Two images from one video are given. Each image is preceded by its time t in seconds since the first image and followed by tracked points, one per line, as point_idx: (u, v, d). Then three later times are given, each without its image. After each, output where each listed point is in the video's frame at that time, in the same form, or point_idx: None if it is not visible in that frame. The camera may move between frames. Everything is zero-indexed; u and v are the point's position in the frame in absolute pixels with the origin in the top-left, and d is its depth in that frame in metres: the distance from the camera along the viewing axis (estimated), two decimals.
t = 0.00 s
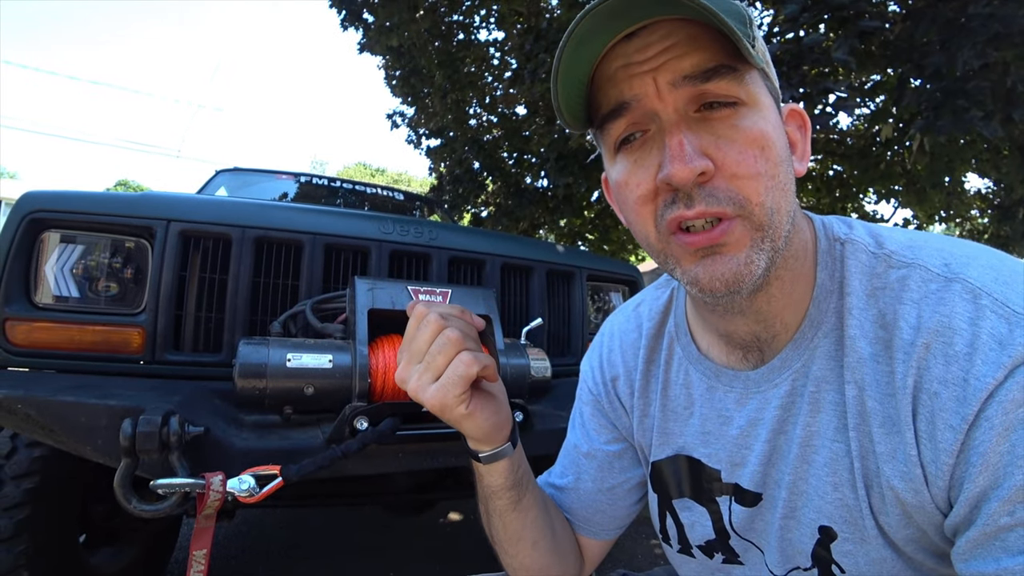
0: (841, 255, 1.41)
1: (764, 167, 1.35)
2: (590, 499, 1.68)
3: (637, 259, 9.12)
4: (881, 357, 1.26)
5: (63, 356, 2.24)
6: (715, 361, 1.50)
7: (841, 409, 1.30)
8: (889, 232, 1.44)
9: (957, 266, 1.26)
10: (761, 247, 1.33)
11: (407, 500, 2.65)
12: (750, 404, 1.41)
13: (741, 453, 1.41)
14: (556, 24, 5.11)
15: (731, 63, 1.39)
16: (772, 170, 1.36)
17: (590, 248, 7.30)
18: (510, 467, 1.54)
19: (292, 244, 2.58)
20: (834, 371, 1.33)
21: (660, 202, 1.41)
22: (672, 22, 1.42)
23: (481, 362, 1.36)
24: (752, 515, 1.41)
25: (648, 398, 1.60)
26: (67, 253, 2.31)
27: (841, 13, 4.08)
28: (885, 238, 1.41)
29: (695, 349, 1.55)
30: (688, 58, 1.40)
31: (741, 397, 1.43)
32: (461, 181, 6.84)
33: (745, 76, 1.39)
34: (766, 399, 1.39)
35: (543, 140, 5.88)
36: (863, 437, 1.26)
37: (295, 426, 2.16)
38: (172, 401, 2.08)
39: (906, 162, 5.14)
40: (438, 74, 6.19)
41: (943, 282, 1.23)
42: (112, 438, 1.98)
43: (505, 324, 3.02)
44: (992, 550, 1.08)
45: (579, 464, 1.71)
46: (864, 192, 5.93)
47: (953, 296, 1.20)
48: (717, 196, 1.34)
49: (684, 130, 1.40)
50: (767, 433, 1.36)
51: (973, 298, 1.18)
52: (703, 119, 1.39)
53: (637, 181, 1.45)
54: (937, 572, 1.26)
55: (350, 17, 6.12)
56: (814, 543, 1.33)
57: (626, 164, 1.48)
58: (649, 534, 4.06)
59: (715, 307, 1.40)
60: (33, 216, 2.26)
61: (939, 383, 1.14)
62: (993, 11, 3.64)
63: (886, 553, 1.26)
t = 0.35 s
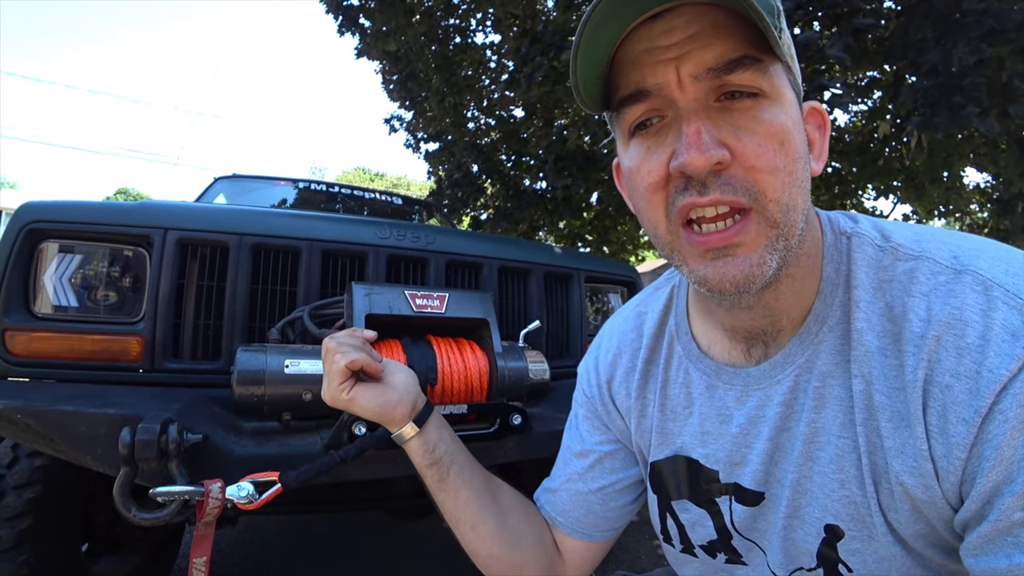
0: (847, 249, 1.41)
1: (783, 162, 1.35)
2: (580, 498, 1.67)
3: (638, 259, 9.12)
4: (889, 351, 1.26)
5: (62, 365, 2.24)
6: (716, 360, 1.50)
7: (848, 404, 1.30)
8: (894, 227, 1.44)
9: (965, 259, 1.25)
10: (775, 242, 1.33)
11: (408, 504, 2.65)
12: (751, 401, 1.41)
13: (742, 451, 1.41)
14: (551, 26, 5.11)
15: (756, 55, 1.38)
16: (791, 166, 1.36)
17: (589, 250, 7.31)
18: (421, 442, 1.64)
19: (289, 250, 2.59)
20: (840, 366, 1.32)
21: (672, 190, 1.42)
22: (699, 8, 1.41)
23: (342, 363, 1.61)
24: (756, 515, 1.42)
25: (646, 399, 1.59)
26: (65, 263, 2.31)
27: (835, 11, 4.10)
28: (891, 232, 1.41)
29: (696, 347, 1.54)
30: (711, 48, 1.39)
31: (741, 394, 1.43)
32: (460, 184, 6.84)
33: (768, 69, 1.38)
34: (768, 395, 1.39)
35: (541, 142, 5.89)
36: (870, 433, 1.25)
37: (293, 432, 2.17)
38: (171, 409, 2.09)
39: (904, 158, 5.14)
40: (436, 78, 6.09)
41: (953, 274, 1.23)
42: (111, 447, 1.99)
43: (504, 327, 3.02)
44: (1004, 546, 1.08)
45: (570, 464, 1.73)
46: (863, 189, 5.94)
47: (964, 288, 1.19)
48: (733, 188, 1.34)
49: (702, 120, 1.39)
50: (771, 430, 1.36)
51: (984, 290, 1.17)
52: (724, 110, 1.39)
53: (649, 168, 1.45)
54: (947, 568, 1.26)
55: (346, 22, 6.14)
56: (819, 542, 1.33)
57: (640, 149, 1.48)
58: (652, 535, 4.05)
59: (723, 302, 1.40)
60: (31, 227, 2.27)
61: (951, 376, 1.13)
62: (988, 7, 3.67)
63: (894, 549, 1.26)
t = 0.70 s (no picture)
0: (842, 255, 1.42)
1: (781, 173, 1.36)
2: (581, 503, 1.68)
3: (637, 261, 9.14)
4: (883, 357, 1.27)
5: (61, 369, 2.25)
6: (712, 364, 1.51)
7: (843, 410, 1.31)
8: (889, 233, 1.45)
9: (958, 265, 1.26)
10: (770, 249, 1.35)
11: (407, 507, 2.66)
12: (748, 406, 1.42)
13: (740, 456, 1.41)
14: (549, 30, 5.13)
15: (754, 66, 1.40)
16: (788, 176, 1.37)
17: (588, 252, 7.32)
18: (460, 439, 1.61)
19: (288, 254, 2.60)
20: (836, 371, 1.33)
21: (670, 202, 1.43)
22: (697, 19, 1.43)
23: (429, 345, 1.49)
24: (753, 519, 1.43)
25: (644, 404, 1.60)
26: (65, 268, 2.33)
27: (832, 13, 4.12)
28: (885, 239, 1.42)
29: (693, 353, 1.55)
30: (709, 60, 1.41)
31: (739, 400, 1.44)
32: (459, 188, 6.85)
33: (766, 81, 1.40)
34: (765, 400, 1.39)
35: (540, 145, 5.91)
36: (865, 438, 1.26)
37: (292, 435, 2.17)
38: (171, 412, 2.09)
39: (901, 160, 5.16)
40: (435, 82, 6.20)
41: (946, 281, 1.24)
42: (111, 450, 1.99)
43: (502, 330, 3.03)
44: (997, 551, 1.09)
45: (570, 468, 1.73)
46: (861, 191, 5.96)
47: (956, 295, 1.20)
48: (733, 200, 1.34)
49: (701, 132, 1.40)
50: (767, 435, 1.37)
51: (976, 297, 1.18)
52: (722, 121, 1.40)
53: (647, 180, 1.46)
54: (941, 572, 1.27)
55: (345, 26, 6.15)
56: (815, 547, 1.34)
57: (637, 160, 1.49)
58: (652, 538, 4.06)
59: (718, 307, 1.42)
60: (31, 231, 2.27)
61: (944, 382, 1.15)
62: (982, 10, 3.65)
63: (889, 554, 1.27)
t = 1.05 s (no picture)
0: (841, 258, 1.42)
1: (783, 172, 1.37)
2: (578, 505, 1.68)
3: (635, 265, 9.15)
4: (883, 359, 1.27)
5: (60, 375, 2.25)
6: (712, 367, 1.52)
7: (844, 413, 1.31)
8: (888, 236, 1.45)
9: (957, 268, 1.27)
10: (774, 248, 1.35)
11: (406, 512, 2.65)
12: (748, 409, 1.42)
13: (740, 459, 1.41)
14: (547, 35, 5.15)
15: (756, 65, 1.41)
16: (790, 174, 1.38)
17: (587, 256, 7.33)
18: (373, 475, 1.59)
19: (287, 258, 2.60)
20: (837, 374, 1.33)
21: (674, 202, 1.43)
22: (700, 18, 1.44)
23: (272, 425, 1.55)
24: (754, 522, 1.43)
25: (643, 407, 1.60)
26: (64, 273, 2.33)
27: (829, 15, 4.13)
28: (884, 241, 1.42)
29: (693, 356, 1.56)
30: (712, 58, 1.42)
31: (739, 402, 1.44)
32: (458, 193, 6.85)
33: (768, 80, 1.41)
34: (765, 403, 1.39)
35: (538, 149, 5.92)
36: (866, 440, 1.26)
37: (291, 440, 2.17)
38: (169, 417, 2.10)
39: (898, 163, 5.17)
40: (434, 86, 6.25)
41: (944, 283, 1.24)
42: (110, 455, 1.99)
43: (501, 335, 3.03)
44: (998, 553, 1.09)
45: (568, 471, 1.73)
46: (859, 193, 5.98)
47: (955, 298, 1.21)
48: (737, 198, 1.35)
49: (704, 130, 1.41)
50: (768, 438, 1.37)
51: (975, 300, 1.19)
52: (725, 119, 1.41)
53: (651, 180, 1.47)
54: (941, 574, 1.27)
55: (344, 32, 6.18)
56: (816, 549, 1.34)
57: (640, 160, 1.49)
58: (651, 542, 4.05)
59: (721, 310, 1.42)
60: (31, 237, 2.28)
61: (944, 385, 1.15)
62: (977, 12, 3.72)
63: (890, 556, 1.27)
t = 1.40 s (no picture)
0: (836, 263, 1.42)
1: (779, 183, 1.37)
2: (579, 509, 1.67)
3: (634, 268, 9.15)
4: (878, 363, 1.27)
5: (59, 380, 2.24)
6: (710, 371, 1.51)
7: (840, 416, 1.31)
8: (883, 239, 1.45)
9: (951, 271, 1.27)
10: (771, 260, 1.35)
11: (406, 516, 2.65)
12: (747, 412, 1.42)
13: (738, 462, 1.41)
14: (546, 38, 5.17)
15: (750, 78, 1.41)
16: (786, 185, 1.38)
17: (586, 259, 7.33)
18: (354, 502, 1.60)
19: (287, 263, 2.60)
20: (833, 377, 1.33)
21: (671, 215, 1.43)
22: (692, 31, 1.43)
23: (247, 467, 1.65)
24: (752, 525, 1.42)
25: (642, 411, 1.60)
26: (63, 278, 2.32)
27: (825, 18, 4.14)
28: (878, 245, 1.43)
29: (691, 360, 1.56)
30: (706, 73, 1.41)
31: (737, 406, 1.44)
32: (457, 196, 6.86)
33: (762, 92, 1.41)
34: (763, 407, 1.40)
35: (536, 152, 5.92)
36: (862, 444, 1.26)
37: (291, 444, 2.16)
38: (170, 421, 2.09)
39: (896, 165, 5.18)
40: (432, 90, 6.27)
41: (938, 287, 1.25)
42: (109, 460, 1.99)
43: (501, 339, 3.03)
44: (994, 555, 1.09)
45: (568, 475, 1.73)
46: (858, 195, 6.00)
47: (949, 301, 1.21)
48: (733, 212, 1.36)
49: (700, 143, 1.41)
50: (765, 442, 1.37)
51: (968, 303, 1.19)
52: (720, 132, 1.41)
53: (647, 193, 1.47)
54: None
55: (342, 36, 6.18)
56: (815, 552, 1.34)
57: (636, 173, 1.49)
58: (652, 545, 4.04)
59: (716, 318, 1.43)
60: (30, 241, 2.28)
61: (938, 388, 1.15)
62: (973, 12, 3.71)
63: (888, 558, 1.27)
